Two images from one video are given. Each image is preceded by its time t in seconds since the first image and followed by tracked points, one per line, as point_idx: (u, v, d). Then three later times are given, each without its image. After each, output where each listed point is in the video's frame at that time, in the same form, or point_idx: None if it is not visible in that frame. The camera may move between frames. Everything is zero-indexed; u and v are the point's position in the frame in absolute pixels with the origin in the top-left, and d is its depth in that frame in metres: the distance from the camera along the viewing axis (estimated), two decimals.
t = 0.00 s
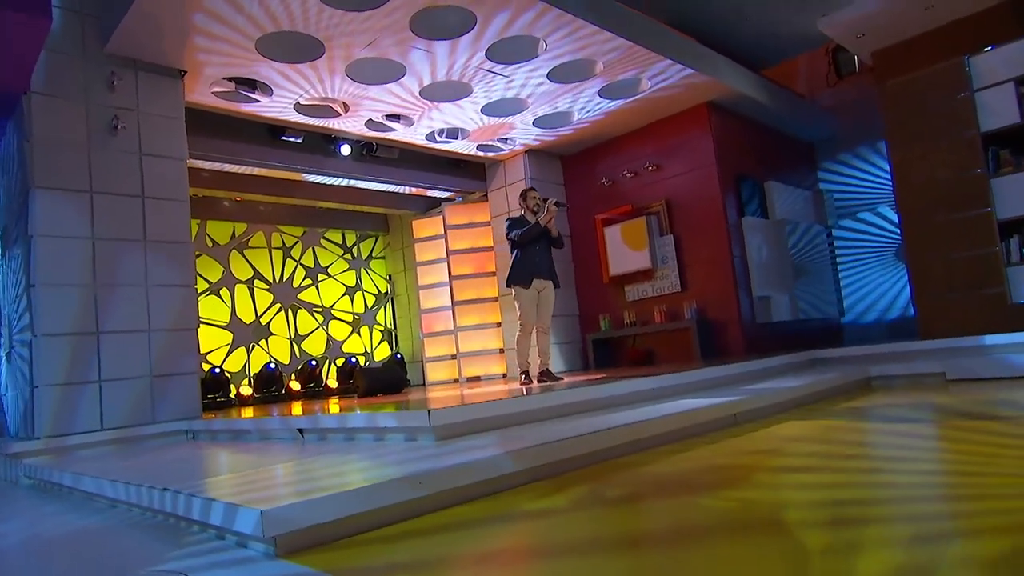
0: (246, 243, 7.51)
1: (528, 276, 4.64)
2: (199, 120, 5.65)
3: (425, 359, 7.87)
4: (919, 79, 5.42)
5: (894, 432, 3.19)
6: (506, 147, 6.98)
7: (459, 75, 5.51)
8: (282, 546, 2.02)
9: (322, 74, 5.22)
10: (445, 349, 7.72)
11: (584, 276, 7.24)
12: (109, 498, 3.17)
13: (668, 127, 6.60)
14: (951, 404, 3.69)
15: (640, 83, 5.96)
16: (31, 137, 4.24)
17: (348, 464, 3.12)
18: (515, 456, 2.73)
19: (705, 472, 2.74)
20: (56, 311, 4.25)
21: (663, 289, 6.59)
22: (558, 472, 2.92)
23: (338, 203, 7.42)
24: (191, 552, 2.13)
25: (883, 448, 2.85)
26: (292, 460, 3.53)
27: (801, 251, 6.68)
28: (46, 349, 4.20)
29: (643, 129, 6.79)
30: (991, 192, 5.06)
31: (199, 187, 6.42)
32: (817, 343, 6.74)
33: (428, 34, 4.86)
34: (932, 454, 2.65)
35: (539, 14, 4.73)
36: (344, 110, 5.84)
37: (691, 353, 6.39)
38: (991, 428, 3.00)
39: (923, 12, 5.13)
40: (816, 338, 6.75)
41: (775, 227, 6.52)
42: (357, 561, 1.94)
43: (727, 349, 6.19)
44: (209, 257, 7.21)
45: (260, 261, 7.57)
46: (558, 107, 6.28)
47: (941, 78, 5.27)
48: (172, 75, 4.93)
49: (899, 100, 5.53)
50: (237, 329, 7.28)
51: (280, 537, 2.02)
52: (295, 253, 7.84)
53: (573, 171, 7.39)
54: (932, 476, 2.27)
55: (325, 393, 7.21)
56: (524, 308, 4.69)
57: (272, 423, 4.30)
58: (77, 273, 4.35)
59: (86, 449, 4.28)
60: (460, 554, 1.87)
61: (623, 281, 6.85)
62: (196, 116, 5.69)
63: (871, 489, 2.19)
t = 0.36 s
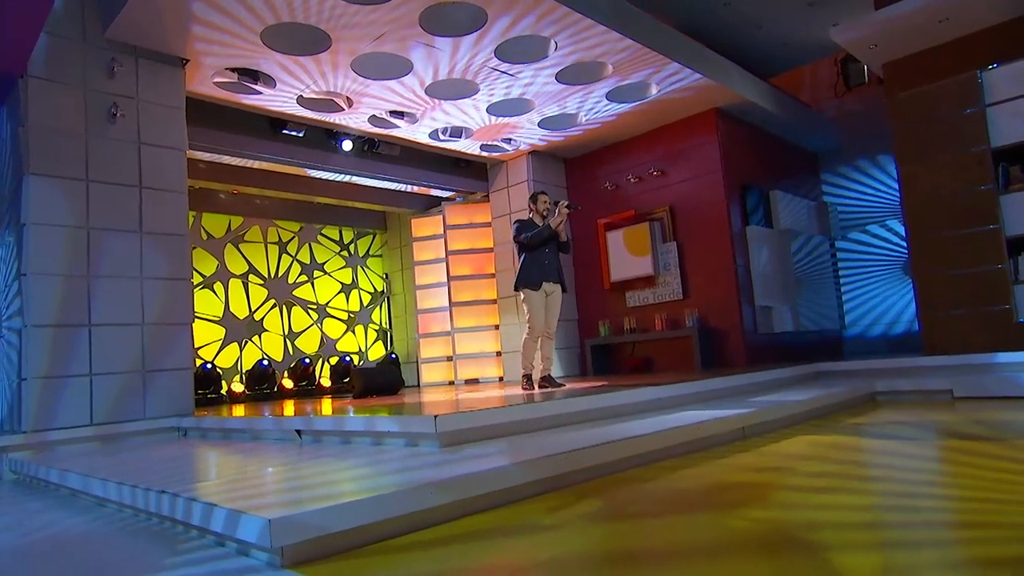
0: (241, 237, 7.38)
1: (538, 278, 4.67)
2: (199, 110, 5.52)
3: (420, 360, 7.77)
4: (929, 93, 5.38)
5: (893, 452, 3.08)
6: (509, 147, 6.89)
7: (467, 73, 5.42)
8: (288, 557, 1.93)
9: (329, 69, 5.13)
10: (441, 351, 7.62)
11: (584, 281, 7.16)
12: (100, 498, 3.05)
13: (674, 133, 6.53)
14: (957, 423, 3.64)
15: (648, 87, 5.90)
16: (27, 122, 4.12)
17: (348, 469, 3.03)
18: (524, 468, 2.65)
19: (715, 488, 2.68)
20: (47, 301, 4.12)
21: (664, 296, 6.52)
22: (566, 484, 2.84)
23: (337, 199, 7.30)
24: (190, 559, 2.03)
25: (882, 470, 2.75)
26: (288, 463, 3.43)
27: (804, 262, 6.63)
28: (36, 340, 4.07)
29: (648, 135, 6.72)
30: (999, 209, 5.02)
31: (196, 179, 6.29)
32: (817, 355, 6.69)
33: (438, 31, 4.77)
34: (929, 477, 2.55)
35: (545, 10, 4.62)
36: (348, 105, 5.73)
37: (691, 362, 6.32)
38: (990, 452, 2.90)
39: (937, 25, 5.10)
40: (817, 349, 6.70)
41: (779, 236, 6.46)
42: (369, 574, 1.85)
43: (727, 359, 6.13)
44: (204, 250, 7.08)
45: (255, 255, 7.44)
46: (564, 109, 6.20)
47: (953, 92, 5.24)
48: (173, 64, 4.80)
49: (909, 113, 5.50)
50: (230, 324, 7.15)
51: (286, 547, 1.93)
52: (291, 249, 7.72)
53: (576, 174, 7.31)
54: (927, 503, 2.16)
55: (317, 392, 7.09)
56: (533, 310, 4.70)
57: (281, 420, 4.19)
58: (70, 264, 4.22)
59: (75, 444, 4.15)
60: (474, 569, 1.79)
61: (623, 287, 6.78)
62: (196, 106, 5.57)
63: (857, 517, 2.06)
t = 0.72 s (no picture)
0: (236, 230, 7.23)
1: (548, 283, 4.79)
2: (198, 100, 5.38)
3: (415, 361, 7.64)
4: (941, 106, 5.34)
5: (899, 474, 2.99)
6: (513, 148, 6.78)
7: (474, 70, 5.31)
8: (297, 571, 1.84)
9: (334, 64, 5.01)
10: (437, 352, 7.51)
11: (585, 286, 7.07)
12: (91, 499, 2.94)
13: (680, 139, 6.46)
14: (959, 443, 3.57)
15: (657, 91, 5.82)
16: (21, 106, 3.96)
17: (348, 477, 2.94)
18: (535, 481, 2.55)
19: (707, 509, 2.57)
20: (38, 292, 3.97)
21: (666, 303, 6.44)
22: (577, 498, 2.76)
23: (336, 195, 7.17)
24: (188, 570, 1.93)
25: (880, 493, 2.67)
26: (284, 466, 3.32)
27: (807, 273, 6.57)
28: (23, 331, 3.92)
29: (654, 140, 6.64)
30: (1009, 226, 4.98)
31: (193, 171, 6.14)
32: (818, 367, 6.62)
33: (449, 27, 4.67)
34: (948, 500, 2.48)
35: (551, 9, 4.50)
36: (351, 99, 5.60)
37: (692, 371, 6.24)
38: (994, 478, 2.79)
39: (952, 37, 5.09)
40: (818, 361, 6.63)
41: (783, 246, 6.39)
42: None
43: (728, 369, 6.05)
44: (197, 243, 6.92)
45: (249, 250, 7.29)
46: (570, 111, 6.11)
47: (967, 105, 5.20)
48: (175, 52, 4.66)
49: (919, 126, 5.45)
50: (222, 319, 7.00)
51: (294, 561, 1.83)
52: (286, 244, 7.58)
53: (580, 178, 7.22)
54: (952, 527, 2.08)
55: (310, 392, 6.96)
56: (540, 314, 4.81)
57: (276, 422, 4.08)
58: (62, 254, 4.08)
59: (65, 439, 4.03)
60: None
61: (625, 293, 6.69)
62: (197, 96, 5.43)
63: (866, 541, 1.98)
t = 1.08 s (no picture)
0: (230, 224, 7.08)
1: (553, 290, 4.73)
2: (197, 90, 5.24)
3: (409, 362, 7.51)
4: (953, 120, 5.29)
5: (916, 493, 2.93)
6: (516, 149, 6.66)
7: (481, 69, 5.19)
8: None
9: (337, 58, 4.87)
10: (432, 354, 7.38)
11: (585, 291, 6.97)
12: (78, 502, 2.81)
13: (686, 145, 6.38)
14: (970, 463, 3.52)
15: (666, 95, 5.73)
16: (15, 90, 3.81)
17: (341, 487, 2.80)
18: (543, 499, 2.45)
19: (698, 533, 2.41)
20: (27, 283, 3.83)
21: (667, 311, 6.35)
22: (589, 514, 2.67)
23: (334, 191, 7.03)
24: None
25: (879, 518, 2.54)
26: (280, 473, 3.20)
27: (810, 284, 6.51)
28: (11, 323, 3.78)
29: (659, 145, 6.56)
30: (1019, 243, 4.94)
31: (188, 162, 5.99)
32: (819, 380, 6.55)
33: (459, 23, 4.54)
34: (973, 524, 2.41)
35: (559, 6, 4.37)
36: (354, 94, 5.46)
37: (692, 380, 6.15)
38: (997, 508, 2.60)
39: (968, 50, 5.03)
40: (819, 374, 6.56)
41: (786, 257, 6.32)
42: None
43: (729, 380, 5.97)
44: (190, 236, 6.77)
45: (243, 245, 7.14)
46: (577, 113, 6.01)
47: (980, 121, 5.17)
48: (176, 40, 4.51)
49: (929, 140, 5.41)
50: (213, 315, 6.84)
51: None
52: (281, 240, 7.43)
53: (582, 181, 7.13)
54: (983, 554, 2.02)
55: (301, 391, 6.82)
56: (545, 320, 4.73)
57: (270, 426, 3.95)
58: (54, 245, 3.94)
59: (48, 437, 3.88)
60: None
61: (625, 299, 6.59)
62: (196, 86, 5.29)
63: (898, 569, 1.90)
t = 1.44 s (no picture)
0: (221, 218, 6.92)
1: (555, 297, 4.62)
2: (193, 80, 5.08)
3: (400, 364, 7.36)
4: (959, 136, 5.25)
5: (929, 518, 2.86)
6: (516, 150, 6.54)
7: (486, 68, 5.06)
8: None
9: (337, 52, 4.72)
10: (424, 356, 7.25)
11: (582, 297, 6.88)
12: (62, 507, 2.69)
13: (689, 152, 6.30)
14: (979, 488, 3.46)
15: (671, 101, 5.64)
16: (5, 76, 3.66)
17: (330, 500, 2.67)
18: (552, 521, 2.34)
19: (707, 559, 2.32)
20: (13, 275, 3.70)
21: (665, 320, 6.27)
22: (597, 536, 2.57)
23: (329, 187, 6.88)
24: None
25: (882, 547, 2.44)
26: (274, 480, 3.08)
27: (809, 297, 6.46)
28: None
29: (662, 151, 6.48)
30: None
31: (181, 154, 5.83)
32: (815, 393, 6.50)
33: (465, 22, 4.41)
34: (993, 554, 2.34)
35: (566, 5, 4.24)
36: (354, 90, 5.30)
37: (689, 391, 6.07)
38: (997, 539, 2.52)
39: (978, 66, 4.99)
40: (815, 387, 6.52)
41: (787, 268, 6.25)
42: None
43: (726, 392, 5.90)
44: (180, 229, 6.59)
45: (234, 239, 6.98)
46: (581, 116, 5.90)
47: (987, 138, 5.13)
48: (173, 28, 4.35)
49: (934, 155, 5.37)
50: (201, 310, 6.68)
51: None
52: (273, 235, 7.27)
53: (583, 185, 7.03)
54: None
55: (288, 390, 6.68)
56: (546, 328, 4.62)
57: (260, 430, 3.81)
58: (41, 236, 3.80)
59: (18, 435, 3.70)
60: None
61: (623, 306, 6.51)
62: (193, 76, 5.13)
63: None
